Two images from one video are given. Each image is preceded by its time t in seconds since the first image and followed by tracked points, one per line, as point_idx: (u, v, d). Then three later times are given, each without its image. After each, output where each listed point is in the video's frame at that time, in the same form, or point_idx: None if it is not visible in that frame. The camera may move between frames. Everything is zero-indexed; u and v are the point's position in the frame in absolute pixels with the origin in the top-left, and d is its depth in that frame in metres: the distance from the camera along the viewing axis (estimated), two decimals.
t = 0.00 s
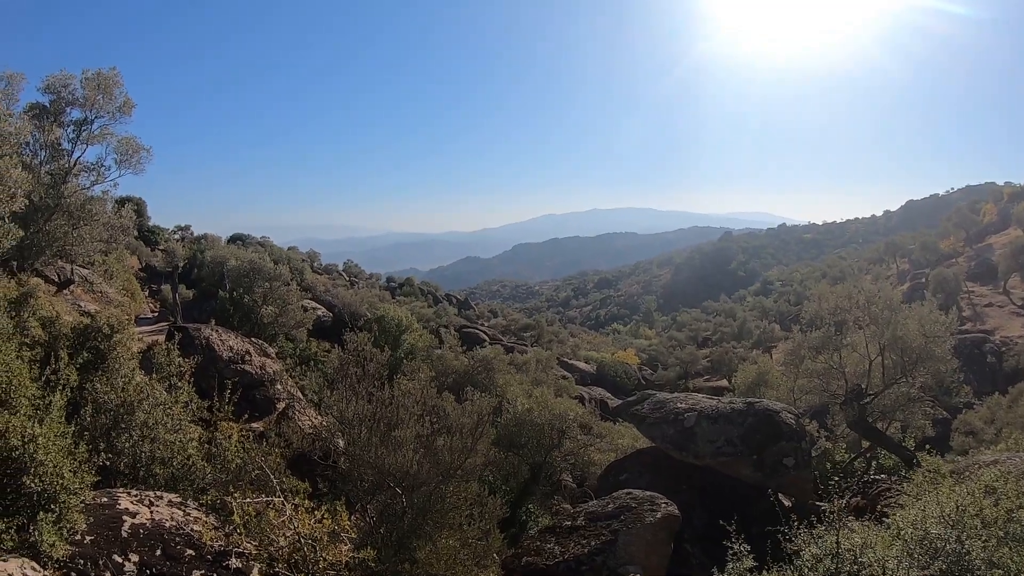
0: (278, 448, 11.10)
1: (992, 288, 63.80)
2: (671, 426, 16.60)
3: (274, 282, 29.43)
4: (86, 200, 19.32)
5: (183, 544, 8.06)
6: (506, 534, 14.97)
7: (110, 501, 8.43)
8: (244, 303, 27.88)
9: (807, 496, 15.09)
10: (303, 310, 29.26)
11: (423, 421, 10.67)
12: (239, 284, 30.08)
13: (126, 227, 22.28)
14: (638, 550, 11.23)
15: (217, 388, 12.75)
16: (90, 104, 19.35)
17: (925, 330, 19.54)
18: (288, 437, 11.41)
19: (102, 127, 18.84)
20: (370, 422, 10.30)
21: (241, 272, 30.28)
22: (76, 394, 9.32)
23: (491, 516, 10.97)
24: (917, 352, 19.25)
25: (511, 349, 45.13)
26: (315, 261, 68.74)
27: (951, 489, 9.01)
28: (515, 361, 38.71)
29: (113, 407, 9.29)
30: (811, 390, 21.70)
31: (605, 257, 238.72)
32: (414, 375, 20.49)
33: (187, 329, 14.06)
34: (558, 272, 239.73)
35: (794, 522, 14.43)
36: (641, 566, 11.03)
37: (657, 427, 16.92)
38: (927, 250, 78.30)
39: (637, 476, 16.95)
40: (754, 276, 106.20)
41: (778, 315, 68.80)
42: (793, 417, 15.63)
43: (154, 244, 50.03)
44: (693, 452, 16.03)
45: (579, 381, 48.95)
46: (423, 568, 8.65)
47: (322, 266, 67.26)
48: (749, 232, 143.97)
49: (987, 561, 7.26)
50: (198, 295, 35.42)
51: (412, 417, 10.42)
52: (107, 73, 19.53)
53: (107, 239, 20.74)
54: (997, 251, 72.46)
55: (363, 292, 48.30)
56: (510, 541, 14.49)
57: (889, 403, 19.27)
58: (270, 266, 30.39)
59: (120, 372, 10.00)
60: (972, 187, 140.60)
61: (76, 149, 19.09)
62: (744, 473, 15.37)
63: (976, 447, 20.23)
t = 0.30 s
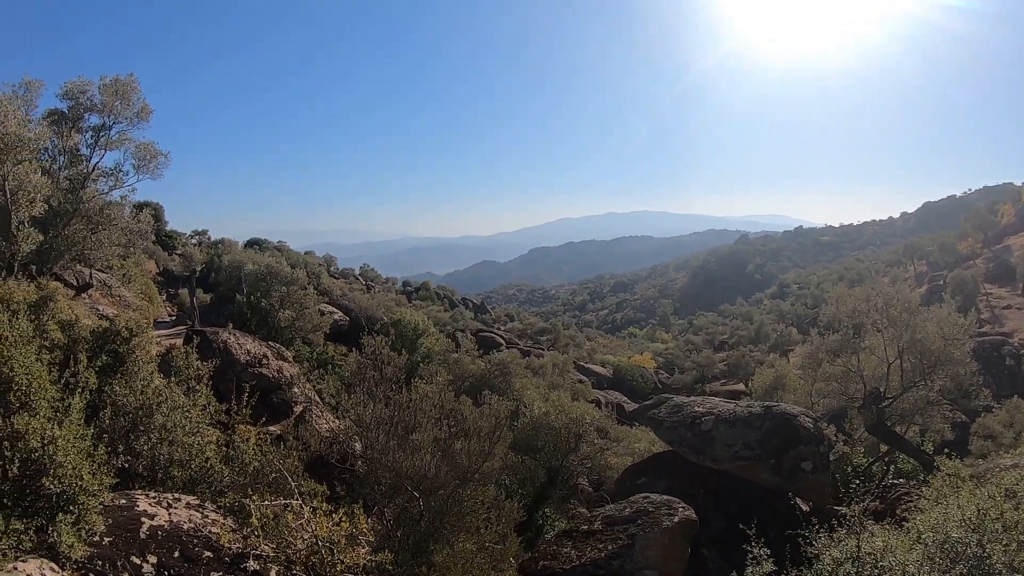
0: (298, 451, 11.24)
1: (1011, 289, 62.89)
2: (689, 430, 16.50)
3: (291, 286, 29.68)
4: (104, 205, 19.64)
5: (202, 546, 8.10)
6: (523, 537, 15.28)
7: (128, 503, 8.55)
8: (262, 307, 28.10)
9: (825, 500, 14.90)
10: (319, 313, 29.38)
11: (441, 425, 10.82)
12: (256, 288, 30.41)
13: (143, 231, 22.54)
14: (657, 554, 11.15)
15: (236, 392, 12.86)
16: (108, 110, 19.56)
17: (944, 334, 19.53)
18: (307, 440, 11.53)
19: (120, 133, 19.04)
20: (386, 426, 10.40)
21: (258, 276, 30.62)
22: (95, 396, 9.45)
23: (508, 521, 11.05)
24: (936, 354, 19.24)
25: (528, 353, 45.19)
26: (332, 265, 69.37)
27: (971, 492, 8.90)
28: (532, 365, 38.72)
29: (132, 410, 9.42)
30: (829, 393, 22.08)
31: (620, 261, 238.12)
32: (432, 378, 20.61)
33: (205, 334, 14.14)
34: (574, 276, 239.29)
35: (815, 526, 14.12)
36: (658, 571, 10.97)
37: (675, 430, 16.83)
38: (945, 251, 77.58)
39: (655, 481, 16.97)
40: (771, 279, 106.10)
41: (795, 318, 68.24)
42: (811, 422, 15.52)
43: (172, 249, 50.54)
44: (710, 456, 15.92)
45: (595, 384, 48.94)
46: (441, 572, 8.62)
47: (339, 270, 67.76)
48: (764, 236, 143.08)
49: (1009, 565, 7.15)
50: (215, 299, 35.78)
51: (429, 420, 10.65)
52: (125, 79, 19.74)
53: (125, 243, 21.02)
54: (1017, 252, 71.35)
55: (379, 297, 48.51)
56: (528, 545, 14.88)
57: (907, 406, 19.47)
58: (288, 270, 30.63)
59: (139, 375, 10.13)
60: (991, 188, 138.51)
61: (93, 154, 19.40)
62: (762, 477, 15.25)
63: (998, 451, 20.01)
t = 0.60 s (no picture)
0: (319, 453, 11.41)
1: None
2: (708, 435, 16.62)
3: (311, 289, 29.94)
4: (126, 209, 19.99)
5: (223, 546, 8.20)
6: (542, 542, 15.12)
7: (150, 502, 8.70)
8: (283, 310, 28.41)
9: (847, 505, 14.73)
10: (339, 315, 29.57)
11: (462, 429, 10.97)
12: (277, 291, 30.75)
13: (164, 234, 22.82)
14: (677, 560, 11.11)
15: (257, 393, 13.43)
16: (130, 115, 19.99)
17: (966, 337, 19.76)
18: (327, 443, 11.70)
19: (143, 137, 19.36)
20: (408, 431, 10.70)
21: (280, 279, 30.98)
22: (118, 397, 9.67)
23: (528, 523, 11.09)
24: (958, 358, 19.45)
25: (548, 357, 45.26)
26: (353, 268, 69.96)
27: (994, 497, 8.79)
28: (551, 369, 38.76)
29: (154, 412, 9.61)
30: (850, 398, 21.98)
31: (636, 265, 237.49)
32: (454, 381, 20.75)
33: (228, 336, 14.78)
34: (591, 280, 238.41)
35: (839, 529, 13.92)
36: None
37: (695, 434, 16.98)
38: (967, 254, 76.37)
39: (675, 485, 17.00)
40: (791, 282, 105.02)
41: (816, 322, 67.46)
42: (832, 426, 15.57)
43: (192, 252, 50.96)
44: (732, 460, 15.96)
45: (615, 389, 48.87)
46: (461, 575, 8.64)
47: (359, 273, 68.25)
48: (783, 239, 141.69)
49: None
50: (236, 302, 36.19)
51: (450, 424, 11.02)
52: (147, 84, 20.08)
53: (146, 246, 21.37)
54: None
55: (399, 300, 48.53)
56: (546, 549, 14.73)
57: (929, 412, 19.34)
58: (309, 273, 30.91)
59: (161, 377, 10.32)
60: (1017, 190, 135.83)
61: (115, 158, 19.79)
62: (783, 482, 15.21)
63: None
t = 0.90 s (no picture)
0: (345, 455, 11.62)
1: None
2: (735, 440, 16.69)
3: (337, 292, 30.28)
4: (154, 211, 20.32)
5: (248, 546, 8.32)
6: (564, 545, 15.46)
7: (177, 501, 8.85)
8: (308, 313, 28.75)
9: (873, 511, 14.84)
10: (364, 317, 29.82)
11: (488, 433, 11.19)
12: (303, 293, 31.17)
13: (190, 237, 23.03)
14: (701, 566, 11.10)
15: (283, 395, 13.76)
16: (158, 119, 20.44)
17: (995, 342, 20.35)
18: (353, 445, 11.89)
19: (172, 141, 19.71)
20: (434, 432, 11.02)
21: (306, 282, 31.42)
22: (146, 397, 9.86)
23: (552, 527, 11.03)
24: (986, 363, 20.14)
25: (573, 361, 45.32)
26: (378, 271, 70.74)
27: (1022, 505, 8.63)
28: (576, 373, 39.03)
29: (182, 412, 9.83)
30: (877, 403, 22.67)
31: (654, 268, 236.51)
32: (479, 383, 20.95)
33: (255, 338, 15.04)
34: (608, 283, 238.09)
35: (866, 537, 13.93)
36: None
37: (721, 439, 17.05)
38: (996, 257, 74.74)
39: (699, 489, 17.08)
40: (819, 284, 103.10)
41: (842, 326, 66.59)
42: (859, 431, 15.61)
43: (218, 255, 51.27)
44: (757, 466, 16.06)
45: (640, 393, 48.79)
46: None
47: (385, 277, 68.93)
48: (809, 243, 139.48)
49: None
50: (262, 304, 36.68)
51: (475, 426, 11.28)
52: (174, 89, 20.53)
53: (173, 249, 21.74)
54: None
55: (424, 303, 48.51)
56: (569, 553, 15.04)
57: (957, 417, 20.19)
58: (335, 277, 31.30)
59: (189, 378, 10.54)
60: None
61: (143, 162, 20.21)
62: (808, 487, 15.29)
63: None
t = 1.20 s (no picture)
0: (369, 456, 11.82)
1: None
2: (760, 444, 16.99)
3: (362, 294, 30.57)
4: (180, 213, 20.55)
5: (272, 545, 8.37)
6: (587, 548, 15.14)
7: (202, 499, 8.98)
8: (334, 315, 29.08)
9: (897, 517, 15.16)
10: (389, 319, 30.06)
11: (512, 433, 11.32)
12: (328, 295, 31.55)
13: (216, 240, 23.08)
14: (726, 572, 11.01)
15: (307, 395, 14.09)
16: (185, 122, 20.76)
17: None
18: (378, 446, 12.06)
19: (199, 144, 19.98)
20: (457, 432, 11.19)
21: (331, 284, 31.81)
22: (172, 397, 10.05)
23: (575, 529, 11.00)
24: (1015, 367, 20.38)
25: (598, 364, 45.33)
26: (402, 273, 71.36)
27: None
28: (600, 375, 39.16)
29: (209, 412, 10.08)
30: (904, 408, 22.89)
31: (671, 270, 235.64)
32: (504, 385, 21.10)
33: (281, 339, 15.42)
34: (624, 285, 237.64)
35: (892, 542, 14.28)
36: None
37: (746, 443, 17.34)
38: None
39: (723, 493, 17.42)
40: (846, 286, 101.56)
41: (868, 329, 65.70)
42: (885, 436, 15.77)
43: (244, 257, 52.01)
44: (781, 470, 16.30)
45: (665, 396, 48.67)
46: None
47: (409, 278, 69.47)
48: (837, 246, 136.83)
49: None
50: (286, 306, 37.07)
51: (500, 428, 11.25)
52: (200, 93, 20.82)
53: (199, 250, 22.11)
54: None
55: (449, 305, 48.56)
56: (591, 555, 14.76)
57: (985, 422, 20.45)
58: (360, 279, 31.62)
59: (216, 378, 10.78)
60: None
61: (169, 165, 20.55)
62: (834, 493, 15.50)
63: None
